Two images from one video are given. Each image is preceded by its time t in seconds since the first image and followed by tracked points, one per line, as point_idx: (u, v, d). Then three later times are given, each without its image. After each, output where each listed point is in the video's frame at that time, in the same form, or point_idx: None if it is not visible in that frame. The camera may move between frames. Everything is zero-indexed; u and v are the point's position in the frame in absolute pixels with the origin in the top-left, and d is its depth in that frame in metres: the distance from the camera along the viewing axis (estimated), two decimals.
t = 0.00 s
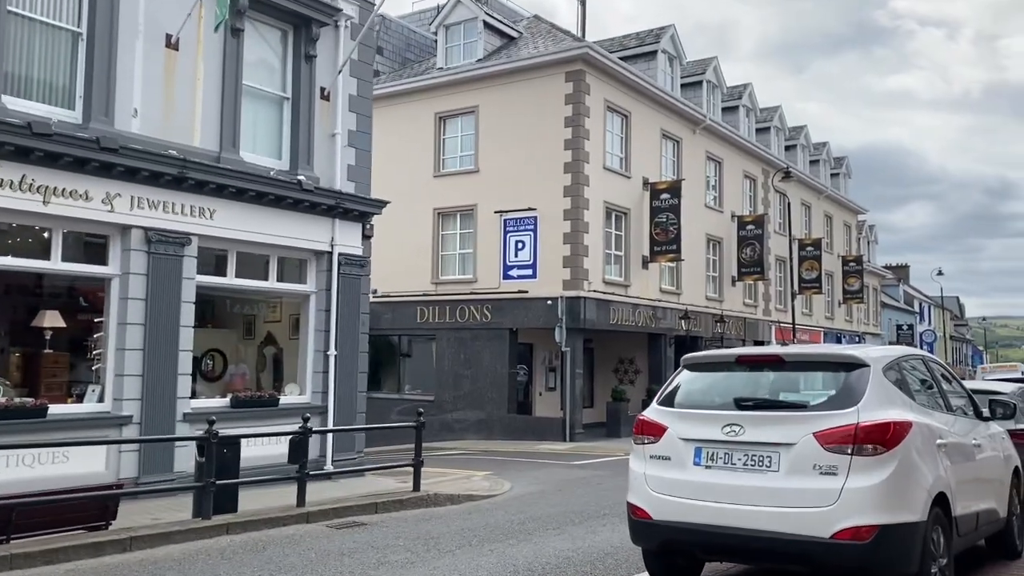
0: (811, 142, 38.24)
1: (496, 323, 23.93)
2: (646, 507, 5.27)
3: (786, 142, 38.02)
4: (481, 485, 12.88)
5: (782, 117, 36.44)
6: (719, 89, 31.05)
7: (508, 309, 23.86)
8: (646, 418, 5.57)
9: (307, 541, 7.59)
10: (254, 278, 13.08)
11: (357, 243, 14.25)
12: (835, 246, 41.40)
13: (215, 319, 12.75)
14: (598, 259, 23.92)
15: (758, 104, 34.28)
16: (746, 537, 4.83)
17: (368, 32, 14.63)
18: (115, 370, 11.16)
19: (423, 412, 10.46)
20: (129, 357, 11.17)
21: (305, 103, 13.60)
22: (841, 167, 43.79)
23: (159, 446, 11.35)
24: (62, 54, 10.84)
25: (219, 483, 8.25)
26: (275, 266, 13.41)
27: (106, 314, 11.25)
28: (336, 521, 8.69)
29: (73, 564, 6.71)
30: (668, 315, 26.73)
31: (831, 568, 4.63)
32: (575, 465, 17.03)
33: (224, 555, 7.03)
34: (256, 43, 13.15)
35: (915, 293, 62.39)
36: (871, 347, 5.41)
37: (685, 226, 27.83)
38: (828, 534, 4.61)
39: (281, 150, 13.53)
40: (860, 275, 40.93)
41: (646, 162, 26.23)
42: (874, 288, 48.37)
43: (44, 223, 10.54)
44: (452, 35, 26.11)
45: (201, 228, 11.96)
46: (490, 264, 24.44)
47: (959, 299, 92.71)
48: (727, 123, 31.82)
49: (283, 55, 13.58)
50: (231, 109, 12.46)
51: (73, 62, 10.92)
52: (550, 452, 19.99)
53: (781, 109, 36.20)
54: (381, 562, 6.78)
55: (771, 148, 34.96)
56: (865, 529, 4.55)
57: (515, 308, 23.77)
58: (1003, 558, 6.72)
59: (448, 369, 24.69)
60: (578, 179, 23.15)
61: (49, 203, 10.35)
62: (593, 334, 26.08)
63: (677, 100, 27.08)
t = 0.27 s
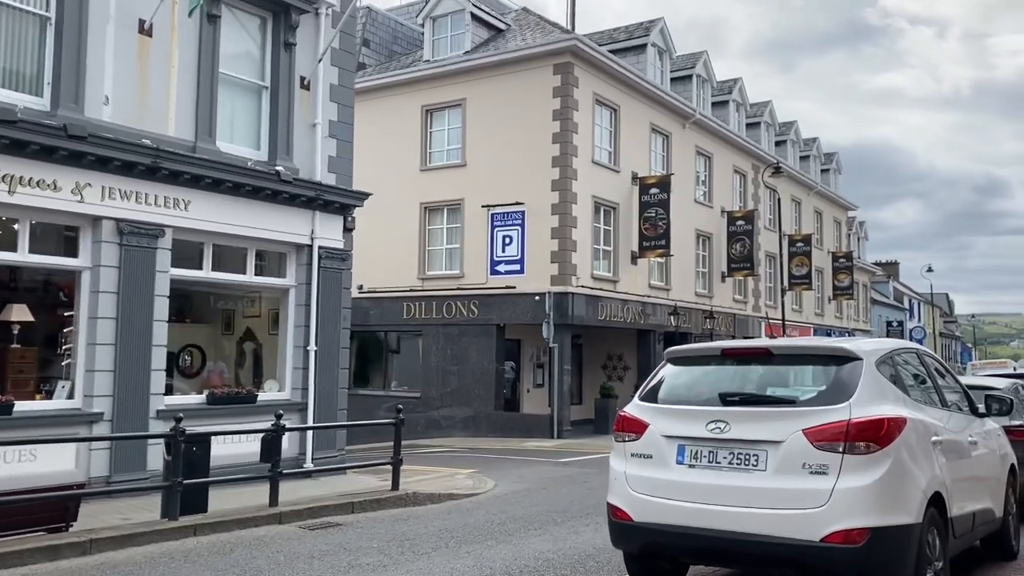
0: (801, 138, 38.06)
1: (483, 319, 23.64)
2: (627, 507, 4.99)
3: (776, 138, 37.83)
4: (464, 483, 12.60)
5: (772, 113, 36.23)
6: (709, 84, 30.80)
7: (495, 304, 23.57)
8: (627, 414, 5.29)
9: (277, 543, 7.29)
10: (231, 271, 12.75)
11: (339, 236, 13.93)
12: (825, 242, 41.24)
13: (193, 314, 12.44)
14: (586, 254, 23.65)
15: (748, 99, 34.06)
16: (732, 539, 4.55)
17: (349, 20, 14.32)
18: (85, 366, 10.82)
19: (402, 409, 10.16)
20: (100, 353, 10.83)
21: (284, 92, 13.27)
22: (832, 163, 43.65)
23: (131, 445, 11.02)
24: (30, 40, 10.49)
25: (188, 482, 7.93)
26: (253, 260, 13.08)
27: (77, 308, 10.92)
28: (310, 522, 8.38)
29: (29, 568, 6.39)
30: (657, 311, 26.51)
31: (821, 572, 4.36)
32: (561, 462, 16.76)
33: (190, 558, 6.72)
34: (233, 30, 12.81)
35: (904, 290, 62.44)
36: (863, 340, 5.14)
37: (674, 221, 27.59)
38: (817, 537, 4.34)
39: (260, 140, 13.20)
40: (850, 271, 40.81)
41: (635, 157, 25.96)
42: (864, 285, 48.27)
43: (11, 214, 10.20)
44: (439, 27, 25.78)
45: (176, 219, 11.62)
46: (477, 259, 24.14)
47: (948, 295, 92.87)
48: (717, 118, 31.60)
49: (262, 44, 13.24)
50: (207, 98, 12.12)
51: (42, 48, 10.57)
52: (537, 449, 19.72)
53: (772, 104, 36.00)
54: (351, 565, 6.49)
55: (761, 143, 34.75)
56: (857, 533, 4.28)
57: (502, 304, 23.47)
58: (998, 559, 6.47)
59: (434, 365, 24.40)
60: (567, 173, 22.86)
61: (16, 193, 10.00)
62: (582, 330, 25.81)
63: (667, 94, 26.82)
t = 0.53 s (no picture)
0: (789, 134, 37.90)
1: (468, 316, 23.33)
2: (605, 514, 4.68)
3: (764, 134, 37.65)
4: (445, 483, 12.29)
5: (760, 108, 36.04)
6: (697, 78, 30.56)
7: (480, 301, 23.25)
8: (606, 415, 4.99)
9: (241, 550, 6.95)
10: (204, 267, 12.38)
11: (317, 230, 13.58)
12: (813, 239, 41.11)
13: (166, 310, 12.09)
14: (572, 250, 23.35)
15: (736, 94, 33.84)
16: (715, 549, 4.25)
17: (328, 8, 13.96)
18: (51, 364, 10.44)
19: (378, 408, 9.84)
20: (66, 350, 10.45)
21: (260, 81, 12.92)
22: (820, 159, 43.53)
23: (99, 445, 10.65)
24: None
25: (150, 485, 7.60)
26: (228, 254, 12.71)
27: (42, 304, 10.54)
28: (279, 526, 8.05)
29: None
30: (644, 308, 26.26)
31: None
32: (545, 461, 16.46)
33: (148, 566, 6.38)
34: (206, 18, 12.43)
35: (892, 287, 62.45)
36: (854, 336, 4.85)
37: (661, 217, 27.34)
38: (806, 548, 4.04)
39: (234, 131, 12.84)
40: (838, 267, 40.68)
41: (622, 152, 25.68)
42: (851, 282, 48.19)
43: None
44: (423, 19, 25.42)
45: (146, 212, 11.26)
46: (461, 255, 23.81)
47: (935, 292, 93.20)
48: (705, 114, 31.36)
49: (236, 32, 12.88)
50: (179, 86, 11.75)
51: (6, 32, 10.20)
52: (521, 447, 19.42)
53: (760, 99, 35.80)
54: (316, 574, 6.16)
55: (749, 139, 34.55)
56: (848, 543, 3.99)
57: (487, 301, 23.15)
58: (994, 565, 6.20)
59: (418, 362, 24.07)
60: (553, 168, 22.55)
61: None
62: (568, 327, 25.53)
63: (654, 88, 26.56)
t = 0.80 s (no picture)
0: (773, 129, 37.77)
1: (448, 311, 23.00)
2: (576, 522, 4.37)
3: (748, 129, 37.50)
4: (420, 483, 11.99)
5: (744, 103, 35.87)
6: (680, 72, 30.32)
7: (461, 296, 22.93)
8: (576, 415, 4.68)
9: (198, 557, 6.61)
10: (171, 261, 11.99)
11: (290, 224, 13.22)
12: (796, 235, 41.03)
13: (135, 304, 11.76)
14: (554, 244, 23.06)
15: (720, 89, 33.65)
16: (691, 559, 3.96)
17: None
18: (9, 361, 10.05)
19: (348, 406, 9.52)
20: (24, 347, 10.05)
21: (230, 70, 12.54)
22: (803, 154, 43.45)
23: (60, 445, 10.27)
24: None
25: (103, 488, 7.18)
26: (196, 247, 12.32)
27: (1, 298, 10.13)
28: (241, 530, 7.72)
29: None
30: (627, 304, 26.04)
31: None
32: (525, 458, 16.18)
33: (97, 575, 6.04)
34: (174, 4, 12.03)
35: (875, 283, 62.60)
36: (838, 331, 4.57)
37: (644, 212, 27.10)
38: (787, 558, 3.76)
39: (204, 121, 12.46)
40: (821, 263, 40.62)
41: (605, 146, 25.41)
42: (835, 277, 48.19)
43: None
44: (403, 10, 25.04)
45: (109, 203, 10.87)
46: (442, 249, 23.47)
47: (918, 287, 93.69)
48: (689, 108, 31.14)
49: (206, 19, 12.50)
50: (144, 73, 11.35)
51: None
52: (502, 445, 19.13)
53: (744, 94, 35.62)
54: None
55: (732, 134, 34.37)
56: (832, 553, 3.71)
57: (468, 297, 22.84)
58: (982, 569, 5.96)
59: (398, 358, 23.73)
60: (534, 161, 22.25)
61: None
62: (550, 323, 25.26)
63: (637, 82, 26.30)
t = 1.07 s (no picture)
0: (750, 124, 37.70)
1: (423, 306, 22.66)
2: (538, 530, 4.06)
3: (725, 124, 37.40)
4: (389, 482, 11.67)
5: (721, 98, 35.76)
6: (658, 66, 30.13)
7: (435, 291, 22.58)
8: (538, 415, 4.37)
9: (146, 565, 6.26)
10: (131, 254, 11.56)
11: (255, 216, 12.85)
12: (773, 230, 41.03)
13: (95, 299, 11.34)
14: (530, 238, 22.78)
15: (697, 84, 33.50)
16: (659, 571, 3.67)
17: None
18: None
19: (310, 404, 9.19)
20: None
21: (193, 56, 12.14)
22: (780, 150, 43.46)
23: (11, 445, 9.85)
24: None
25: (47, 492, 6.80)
26: (157, 239, 11.90)
27: None
28: (195, 534, 7.37)
29: None
30: (603, 299, 25.83)
31: None
32: (499, 456, 15.90)
33: None
34: None
35: (851, 278, 62.92)
36: (814, 326, 4.31)
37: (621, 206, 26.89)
38: (761, 570, 3.49)
39: (165, 110, 12.05)
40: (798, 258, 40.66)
41: (582, 139, 25.16)
42: (811, 273, 48.31)
43: None
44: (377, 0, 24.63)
45: (63, 193, 10.44)
46: (416, 243, 23.11)
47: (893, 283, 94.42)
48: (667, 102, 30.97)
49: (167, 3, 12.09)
50: (101, 59, 10.93)
51: None
52: (476, 442, 18.84)
53: (721, 89, 35.51)
54: None
55: (710, 129, 34.25)
56: (809, 564, 3.44)
57: (443, 292, 22.50)
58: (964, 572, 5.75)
59: (371, 354, 23.36)
60: (510, 154, 21.95)
61: None
62: (526, 318, 24.99)
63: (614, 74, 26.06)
